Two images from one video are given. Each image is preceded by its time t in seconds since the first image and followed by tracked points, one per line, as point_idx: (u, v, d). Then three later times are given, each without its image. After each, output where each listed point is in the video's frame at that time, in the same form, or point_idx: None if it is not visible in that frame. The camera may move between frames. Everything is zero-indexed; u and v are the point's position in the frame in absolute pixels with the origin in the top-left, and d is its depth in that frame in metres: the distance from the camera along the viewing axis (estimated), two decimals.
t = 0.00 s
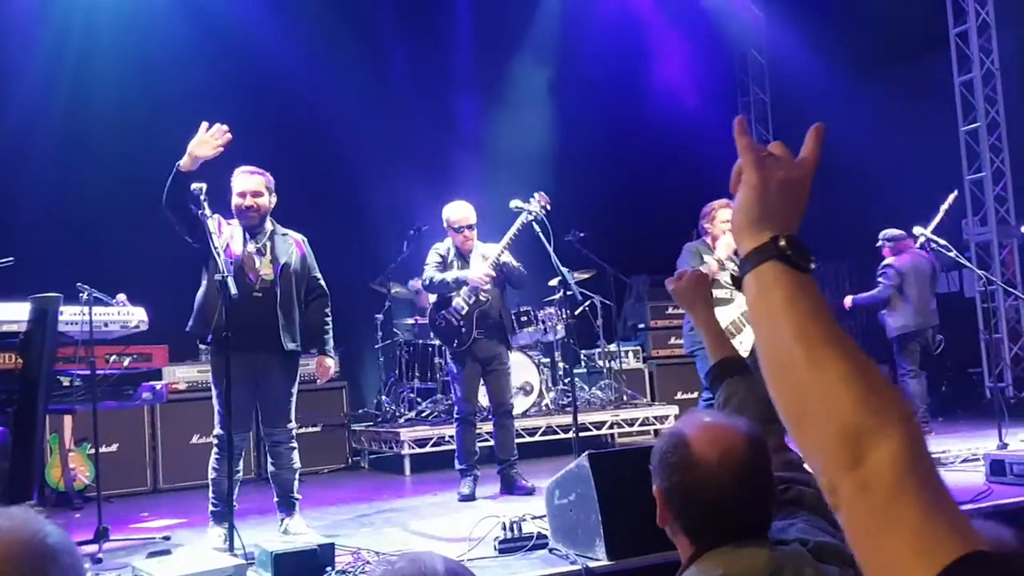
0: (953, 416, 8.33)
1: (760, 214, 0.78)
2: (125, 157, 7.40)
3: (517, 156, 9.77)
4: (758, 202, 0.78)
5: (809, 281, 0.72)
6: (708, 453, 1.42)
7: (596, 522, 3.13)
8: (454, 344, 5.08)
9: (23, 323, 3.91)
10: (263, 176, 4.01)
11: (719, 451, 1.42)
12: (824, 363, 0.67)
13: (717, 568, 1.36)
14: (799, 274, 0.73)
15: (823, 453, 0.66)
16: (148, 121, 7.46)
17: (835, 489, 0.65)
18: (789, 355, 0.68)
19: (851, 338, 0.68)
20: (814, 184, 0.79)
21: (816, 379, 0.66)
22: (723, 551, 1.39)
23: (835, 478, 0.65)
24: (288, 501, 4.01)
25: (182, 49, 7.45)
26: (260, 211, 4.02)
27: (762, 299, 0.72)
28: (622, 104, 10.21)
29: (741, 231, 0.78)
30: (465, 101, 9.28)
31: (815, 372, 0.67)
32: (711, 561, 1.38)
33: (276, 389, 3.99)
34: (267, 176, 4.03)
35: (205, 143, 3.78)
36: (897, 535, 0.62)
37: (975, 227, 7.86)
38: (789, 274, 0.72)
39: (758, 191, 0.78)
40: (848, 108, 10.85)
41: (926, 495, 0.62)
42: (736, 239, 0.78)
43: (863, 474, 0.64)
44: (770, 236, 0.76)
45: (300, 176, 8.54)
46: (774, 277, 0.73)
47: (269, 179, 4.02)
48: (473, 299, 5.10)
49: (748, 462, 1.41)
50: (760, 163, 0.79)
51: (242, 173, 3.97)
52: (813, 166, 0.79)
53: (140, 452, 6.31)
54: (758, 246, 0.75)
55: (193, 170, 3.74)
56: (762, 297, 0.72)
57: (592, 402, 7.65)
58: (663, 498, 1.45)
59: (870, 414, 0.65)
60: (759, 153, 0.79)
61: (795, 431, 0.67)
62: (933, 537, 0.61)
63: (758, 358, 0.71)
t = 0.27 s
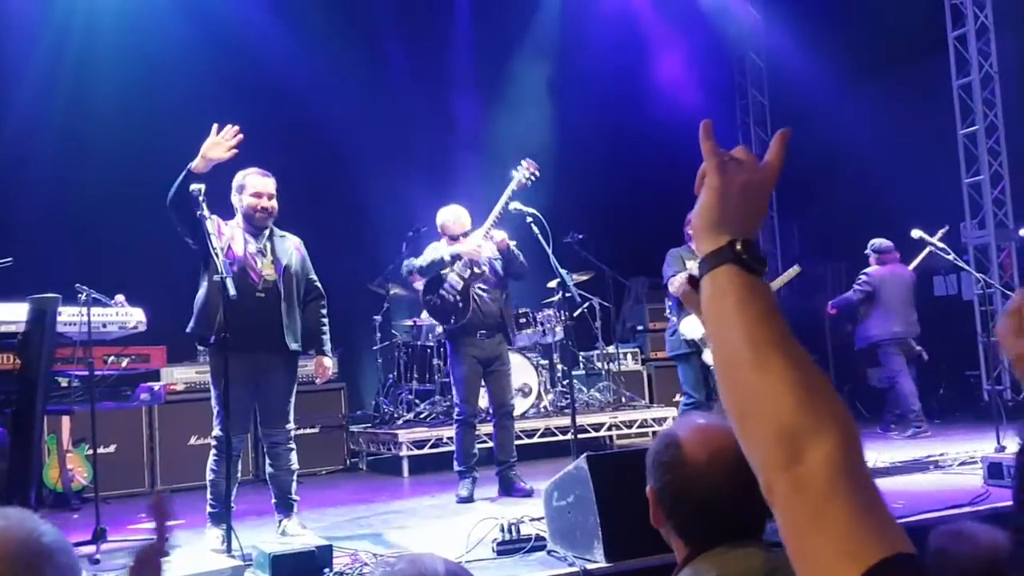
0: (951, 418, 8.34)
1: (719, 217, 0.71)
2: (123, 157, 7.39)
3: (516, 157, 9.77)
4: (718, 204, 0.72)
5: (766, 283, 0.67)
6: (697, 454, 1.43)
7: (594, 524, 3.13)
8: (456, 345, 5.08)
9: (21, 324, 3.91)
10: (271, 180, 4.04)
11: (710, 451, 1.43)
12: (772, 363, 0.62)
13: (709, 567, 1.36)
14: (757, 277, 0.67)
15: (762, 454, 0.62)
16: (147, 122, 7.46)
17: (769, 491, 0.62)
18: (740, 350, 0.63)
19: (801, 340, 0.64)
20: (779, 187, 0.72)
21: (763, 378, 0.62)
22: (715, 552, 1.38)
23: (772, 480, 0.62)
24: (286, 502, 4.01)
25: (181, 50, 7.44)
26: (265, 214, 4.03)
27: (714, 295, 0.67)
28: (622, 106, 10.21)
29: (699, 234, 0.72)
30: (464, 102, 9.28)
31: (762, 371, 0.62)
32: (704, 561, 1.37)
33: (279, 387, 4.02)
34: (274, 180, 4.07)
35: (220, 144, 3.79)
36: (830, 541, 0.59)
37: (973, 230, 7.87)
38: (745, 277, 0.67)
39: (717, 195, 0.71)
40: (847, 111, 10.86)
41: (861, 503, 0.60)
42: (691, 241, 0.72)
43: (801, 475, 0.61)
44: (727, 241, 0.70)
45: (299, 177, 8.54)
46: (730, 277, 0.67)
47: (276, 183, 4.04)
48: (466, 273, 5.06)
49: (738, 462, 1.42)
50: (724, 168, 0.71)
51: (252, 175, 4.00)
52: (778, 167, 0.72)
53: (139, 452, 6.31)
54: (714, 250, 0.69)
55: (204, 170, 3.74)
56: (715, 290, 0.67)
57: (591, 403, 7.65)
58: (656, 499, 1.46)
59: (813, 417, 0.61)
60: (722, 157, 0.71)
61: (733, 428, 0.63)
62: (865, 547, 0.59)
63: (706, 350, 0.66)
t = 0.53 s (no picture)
0: (948, 421, 8.35)
1: (680, 227, 0.74)
2: (121, 158, 7.40)
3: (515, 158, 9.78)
4: (681, 217, 0.74)
5: (720, 293, 0.70)
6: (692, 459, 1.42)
7: (590, 525, 3.13)
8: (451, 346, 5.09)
9: (18, 325, 3.91)
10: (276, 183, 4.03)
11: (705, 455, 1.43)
12: (722, 373, 0.65)
13: (704, 569, 1.37)
14: (710, 287, 0.70)
15: (706, 456, 0.65)
16: (146, 123, 7.46)
17: (712, 490, 0.66)
18: (691, 361, 0.66)
19: (750, 350, 0.67)
20: (741, 206, 0.76)
21: (712, 388, 0.65)
22: (710, 556, 1.39)
23: (714, 481, 0.65)
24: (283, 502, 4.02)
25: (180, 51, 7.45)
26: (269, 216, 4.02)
27: (672, 301, 0.69)
28: (620, 108, 10.22)
29: (661, 243, 0.74)
30: (462, 103, 9.28)
31: (711, 381, 0.65)
32: (698, 564, 1.38)
33: (285, 387, 4.04)
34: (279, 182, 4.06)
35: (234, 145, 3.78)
36: (765, 541, 0.64)
37: (971, 233, 7.88)
38: (701, 286, 0.69)
39: (680, 207, 0.74)
40: (846, 114, 10.88)
41: (796, 505, 0.64)
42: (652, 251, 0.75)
43: (740, 480, 0.64)
44: (687, 251, 0.73)
45: (297, 178, 8.54)
46: (687, 286, 0.70)
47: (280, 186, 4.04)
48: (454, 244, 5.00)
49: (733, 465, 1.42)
50: (688, 180, 0.75)
51: (258, 177, 3.99)
52: (740, 189, 0.76)
53: (136, 453, 6.30)
54: (675, 259, 0.72)
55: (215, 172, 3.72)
56: (673, 296, 0.69)
57: (588, 405, 7.66)
58: (652, 503, 1.46)
59: (757, 426, 0.64)
60: (687, 170, 0.75)
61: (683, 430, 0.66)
62: (796, 546, 0.64)
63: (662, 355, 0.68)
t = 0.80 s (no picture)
0: (946, 421, 8.35)
1: (658, 230, 0.76)
2: (119, 156, 7.39)
3: (513, 158, 9.77)
4: (659, 220, 0.76)
5: (697, 296, 0.73)
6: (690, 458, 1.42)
7: (587, 525, 3.14)
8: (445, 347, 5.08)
9: (16, 322, 3.91)
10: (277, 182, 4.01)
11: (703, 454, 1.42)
12: (694, 372, 0.69)
13: (702, 568, 1.37)
14: (687, 288, 0.73)
15: (683, 454, 0.69)
16: (144, 121, 7.46)
17: (688, 486, 0.69)
18: (667, 361, 0.70)
19: (725, 352, 0.71)
20: (717, 208, 0.77)
21: (687, 388, 0.69)
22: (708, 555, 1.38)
23: (689, 478, 0.69)
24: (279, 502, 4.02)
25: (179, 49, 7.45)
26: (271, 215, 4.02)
27: (650, 304, 0.74)
28: (619, 108, 10.23)
29: (640, 245, 0.77)
30: (461, 102, 9.28)
31: (685, 382, 0.69)
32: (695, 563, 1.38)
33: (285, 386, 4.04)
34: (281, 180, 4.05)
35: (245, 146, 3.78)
36: (739, 536, 0.66)
37: (968, 234, 7.90)
38: (678, 289, 0.73)
39: (658, 211, 0.76)
40: (843, 115, 10.89)
41: (768, 503, 0.67)
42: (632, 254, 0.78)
43: (714, 477, 0.68)
44: (665, 253, 0.76)
45: (295, 177, 8.53)
46: (663, 288, 0.74)
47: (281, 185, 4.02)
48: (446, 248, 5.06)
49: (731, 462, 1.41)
50: (665, 182, 0.76)
51: (260, 175, 3.99)
52: (718, 189, 0.76)
53: (132, 452, 6.30)
54: (653, 261, 0.75)
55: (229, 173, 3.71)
56: (650, 300, 0.73)
57: (586, 404, 7.67)
58: (655, 501, 1.46)
59: (728, 424, 0.68)
60: (665, 173, 0.75)
61: (661, 428, 0.71)
62: (770, 542, 0.66)
63: (642, 357, 0.72)
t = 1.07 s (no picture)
0: (942, 422, 8.36)
1: (639, 223, 0.76)
2: (116, 154, 7.37)
3: (510, 158, 9.78)
4: (639, 212, 0.76)
5: (681, 290, 0.72)
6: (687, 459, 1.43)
7: (583, 525, 3.14)
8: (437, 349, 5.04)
9: (11, 321, 3.90)
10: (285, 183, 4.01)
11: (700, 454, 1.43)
12: (682, 367, 0.67)
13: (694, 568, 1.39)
14: (670, 283, 0.72)
15: (672, 455, 0.67)
16: (140, 120, 7.45)
17: (679, 487, 0.67)
18: (654, 359, 0.68)
19: (712, 347, 0.69)
20: (695, 201, 0.77)
21: (675, 384, 0.67)
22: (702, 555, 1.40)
23: (680, 479, 0.67)
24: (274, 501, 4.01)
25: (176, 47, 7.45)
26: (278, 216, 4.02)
27: (633, 303, 0.72)
28: (616, 108, 10.25)
29: (621, 239, 0.76)
30: (458, 102, 9.29)
31: (674, 379, 0.67)
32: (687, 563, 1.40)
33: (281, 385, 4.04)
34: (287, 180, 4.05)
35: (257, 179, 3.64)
36: (731, 538, 0.64)
37: (964, 234, 7.91)
38: (662, 284, 0.71)
39: (638, 203, 0.76)
40: (839, 115, 10.92)
41: (761, 502, 0.65)
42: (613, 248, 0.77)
43: (707, 477, 0.66)
44: (647, 247, 0.74)
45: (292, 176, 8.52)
46: (646, 284, 0.72)
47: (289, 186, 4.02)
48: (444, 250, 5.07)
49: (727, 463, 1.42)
50: (645, 177, 0.76)
51: (269, 176, 3.97)
52: (695, 183, 0.77)
53: (128, 451, 6.29)
54: (634, 255, 0.74)
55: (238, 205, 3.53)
56: (633, 296, 0.72)
57: (582, 405, 7.68)
58: (649, 499, 1.47)
59: (720, 421, 0.66)
60: (645, 168, 0.75)
61: (648, 428, 0.68)
62: (764, 543, 0.64)
63: (627, 354, 0.70)
